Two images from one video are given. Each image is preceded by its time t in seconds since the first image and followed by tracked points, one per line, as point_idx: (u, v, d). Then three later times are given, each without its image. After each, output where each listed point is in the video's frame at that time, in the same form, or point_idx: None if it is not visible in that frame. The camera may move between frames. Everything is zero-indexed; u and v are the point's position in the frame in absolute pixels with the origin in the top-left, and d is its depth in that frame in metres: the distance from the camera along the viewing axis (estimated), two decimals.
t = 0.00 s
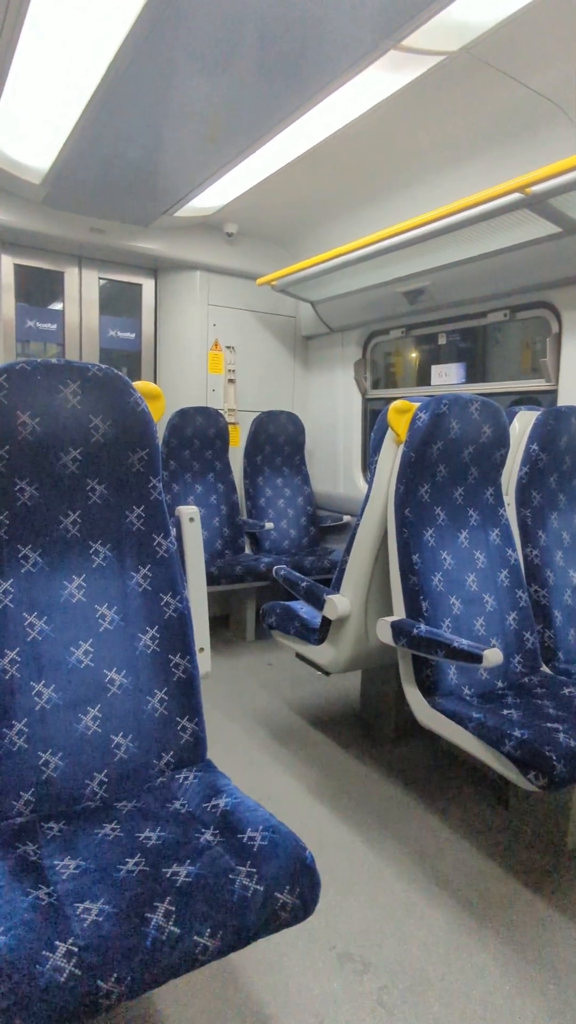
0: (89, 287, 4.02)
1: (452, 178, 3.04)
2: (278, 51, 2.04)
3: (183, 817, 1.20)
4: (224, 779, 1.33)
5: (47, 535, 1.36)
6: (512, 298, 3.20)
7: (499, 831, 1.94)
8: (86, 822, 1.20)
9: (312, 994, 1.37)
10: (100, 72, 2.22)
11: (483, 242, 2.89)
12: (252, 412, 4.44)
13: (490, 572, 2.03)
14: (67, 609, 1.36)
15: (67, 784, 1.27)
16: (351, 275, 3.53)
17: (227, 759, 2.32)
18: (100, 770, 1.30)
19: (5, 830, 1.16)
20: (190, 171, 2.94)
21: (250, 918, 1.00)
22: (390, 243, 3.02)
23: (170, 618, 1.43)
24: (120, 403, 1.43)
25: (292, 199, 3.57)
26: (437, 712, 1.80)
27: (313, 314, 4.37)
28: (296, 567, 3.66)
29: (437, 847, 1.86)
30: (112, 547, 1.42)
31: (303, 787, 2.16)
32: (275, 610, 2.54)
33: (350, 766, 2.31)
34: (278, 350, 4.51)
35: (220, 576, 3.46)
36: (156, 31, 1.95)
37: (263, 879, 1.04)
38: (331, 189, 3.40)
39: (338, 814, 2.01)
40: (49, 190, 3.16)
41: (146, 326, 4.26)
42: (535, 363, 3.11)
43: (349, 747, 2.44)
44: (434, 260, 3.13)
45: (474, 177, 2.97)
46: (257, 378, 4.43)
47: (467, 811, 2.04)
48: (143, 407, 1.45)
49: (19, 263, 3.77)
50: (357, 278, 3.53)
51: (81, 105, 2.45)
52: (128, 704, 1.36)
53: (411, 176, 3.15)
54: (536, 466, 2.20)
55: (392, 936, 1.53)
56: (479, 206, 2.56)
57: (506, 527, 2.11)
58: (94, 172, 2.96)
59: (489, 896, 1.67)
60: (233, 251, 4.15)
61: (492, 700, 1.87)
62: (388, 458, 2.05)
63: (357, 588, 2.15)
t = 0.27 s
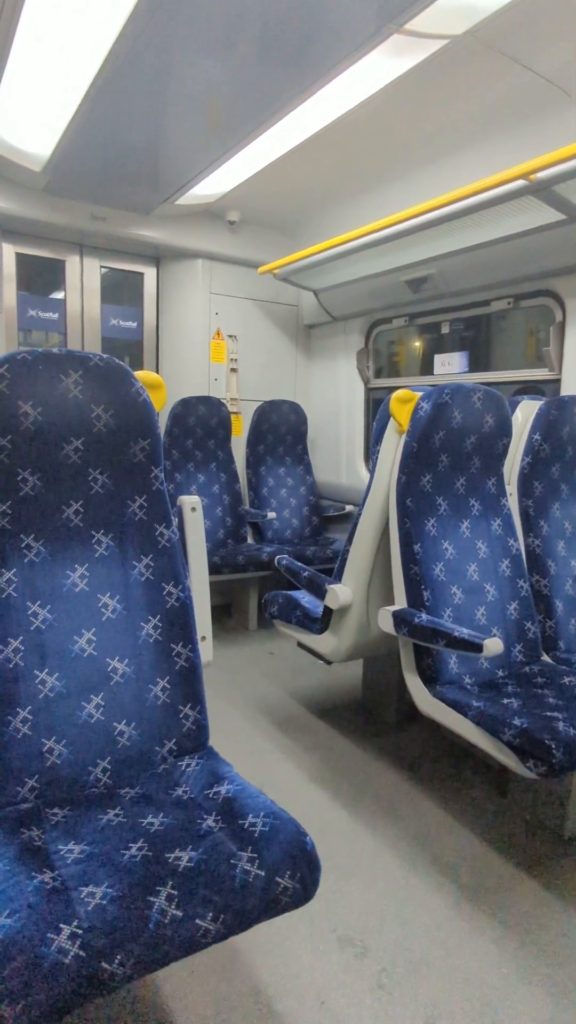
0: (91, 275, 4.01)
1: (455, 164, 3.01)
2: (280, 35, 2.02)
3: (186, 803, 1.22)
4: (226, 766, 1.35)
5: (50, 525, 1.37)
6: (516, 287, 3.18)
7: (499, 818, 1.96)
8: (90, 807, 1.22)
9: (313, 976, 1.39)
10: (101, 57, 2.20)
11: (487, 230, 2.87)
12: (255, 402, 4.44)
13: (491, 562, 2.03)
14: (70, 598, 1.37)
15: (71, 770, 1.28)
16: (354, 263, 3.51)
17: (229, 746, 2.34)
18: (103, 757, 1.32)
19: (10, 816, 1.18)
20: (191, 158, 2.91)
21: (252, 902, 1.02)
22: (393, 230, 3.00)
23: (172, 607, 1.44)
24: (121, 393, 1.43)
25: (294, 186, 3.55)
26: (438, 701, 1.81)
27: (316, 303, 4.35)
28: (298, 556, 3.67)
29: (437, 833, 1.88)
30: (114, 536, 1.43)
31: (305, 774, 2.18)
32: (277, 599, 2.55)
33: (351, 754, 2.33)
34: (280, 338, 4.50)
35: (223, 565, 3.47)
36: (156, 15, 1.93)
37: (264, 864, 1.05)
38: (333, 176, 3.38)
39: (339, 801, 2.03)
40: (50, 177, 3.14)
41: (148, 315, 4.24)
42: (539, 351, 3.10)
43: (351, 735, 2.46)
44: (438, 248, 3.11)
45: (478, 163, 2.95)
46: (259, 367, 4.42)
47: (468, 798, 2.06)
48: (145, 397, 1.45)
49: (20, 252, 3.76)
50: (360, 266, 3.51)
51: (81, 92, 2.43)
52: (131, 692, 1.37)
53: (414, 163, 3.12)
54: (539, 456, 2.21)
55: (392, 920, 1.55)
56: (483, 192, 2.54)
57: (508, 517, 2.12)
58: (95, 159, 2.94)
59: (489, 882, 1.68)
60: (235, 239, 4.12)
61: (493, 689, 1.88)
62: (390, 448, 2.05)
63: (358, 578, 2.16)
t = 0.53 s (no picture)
0: (95, 267, 4.00)
1: (461, 152, 2.99)
2: (284, 22, 2.00)
3: (192, 792, 1.23)
4: (231, 755, 1.36)
5: (56, 517, 1.38)
6: (522, 276, 3.16)
7: (503, 807, 1.97)
8: (98, 795, 1.23)
9: (318, 962, 1.41)
10: (102, 49, 2.20)
11: (493, 218, 2.85)
12: (259, 393, 4.43)
13: (496, 553, 2.03)
14: (76, 589, 1.38)
15: (79, 759, 1.30)
16: (359, 254, 3.49)
17: (235, 736, 2.35)
18: (110, 746, 1.33)
19: (19, 804, 1.19)
20: (195, 148, 2.90)
21: (257, 888, 1.03)
22: (398, 220, 2.99)
23: (178, 598, 1.45)
24: (126, 386, 1.43)
25: (298, 176, 3.53)
26: (442, 692, 1.82)
27: (320, 294, 4.33)
28: (303, 548, 3.68)
29: (442, 822, 1.89)
30: (120, 528, 1.44)
31: (310, 764, 2.19)
32: (282, 591, 2.56)
33: (356, 744, 2.34)
34: (285, 330, 4.48)
35: (228, 557, 3.48)
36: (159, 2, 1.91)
37: (270, 852, 1.06)
38: (338, 165, 3.36)
39: (344, 791, 2.04)
40: (53, 168, 3.13)
41: (152, 306, 4.24)
42: (545, 342, 3.08)
43: (356, 726, 2.47)
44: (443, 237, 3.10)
45: (483, 152, 2.92)
46: (263, 359, 4.41)
47: (472, 788, 2.07)
48: (149, 389, 1.46)
49: (24, 244, 3.76)
50: (365, 256, 3.50)
51: (85, 81, 2.42)
52: (137, 683, 1.38)
53: (419, 151, 3.10)
54: (544, 448, 2.20)
55: (396, 907, 1.56)
56: (489, 181, 2.52)
57: (512, 508, 2.11)
58: (98, 150, 2.92)
59: (493, 870, 1.70)
60: (239, 229, 4.11)
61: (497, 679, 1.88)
62: (394, 439, 2.05)
63: (363, 569, 2.16)
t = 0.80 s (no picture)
0: (98, 261, 4.00)
1: (466, 143, 2.97)
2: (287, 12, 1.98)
3: (198, 785, 1.23)
4: (236, 748, 1.36)
5: (61, 512, 1.38)
6: (527, 268, 3.14)
7: (508, 800, 1.97)
8: (104, 788, 1.24)
9: (324, 954, 1.41)
10: (103, 47, 2.22)
11: (499, 209, 2.83)
12: (264, 387, 4.42)
13: (501, 547, 2.03)
14: (82, 583, 1.38)
15: (85, 753, 1.30)
16: (363, 246, 3.48)
17: (240, 730, 2.36)
18: (116, 740, 1.33)
19: (26, 796, 1.20)
20: (198, 141, 2.89)
21: (263, 880, 1.03)
22: (403, 212, 2.97)
23: (183, 593, 1.45)
24: (130, 380, 1.43)
25: (302, 168, 3.51)
26: (447, 685, 1.82)
27: (324, 287, 4.31)
28: (308, 542, 3.68)
29: (447, 815, 1.90)
30: (124, 522, 1.44)
31: (315, 757, 2.20)
32: (287, 585, 2.56)
33: (361, 737, 2.34)
34: (289, 323, 4.47)
35: (233, 551, 3.48)
36: None
37: (275, 844, 1.07)
38: (342, 156, 3.33)
39: (349, 784, 2.05)
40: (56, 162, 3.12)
41: (156, 300, 4.23)
42: (551, 334, 3.06)
43: (361, 719, 2.47)
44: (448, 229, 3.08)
45: (488, 142, 2.90)
46: (268, 352, 4.40)
47: (478, 781, 2.07)
48: (153, 384, 1.46)
49: (28, 238, 3.75)
50: (369, 248, 3.48)
51: (87, 74, 2.41)
52: (143, 676, 1.39)
53: (424, 141, 3.07)
54: (550, 440, 2.19)
55: (401, 900, 1.57)
56: (494, 172, 2.50)
57: (518, 501, 2.11)
58: (101, 143, 2.91)
59: (499, 863, 1.70)
60: (243, 222, 4.09)
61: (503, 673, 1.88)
62: (399, 433, 2.04)
63: (368, 563, 2.16)
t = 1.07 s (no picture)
0: (101, 256, 3.99)
1: (471, 135, 2.95)
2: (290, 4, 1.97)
3: (203, 780, 1.24)
4: (241, 743, 1.36)
5: (65, 507, 1.38)
6: (532, 261, 3.12)
7: (512, 795, 1.97)
8: (110, 782, 1.24)
9: (328, 947, 1.42)
10: (101, 49, 2.25)
11: (503, 201, 2.81)
12: (267, 382, 4.41)
13: (506, 542, 2.02)
14: (86, 579, 1.38)
15: (91, 748, 1.31)
16: (366, 239, 3.46)
17: (245, 724, 2.37)
18: (121, 735, 1.34)
19: (32, 791, 1.20)
20: (201, 135, 2.88)
21: (268, 874, 1.04)
22: (407, 205, 2.96)
23: (187, 588, 1.46)
24: (133, 375, 1.43)
25: (305, 161, 3.49)
26: (452, 680, 1.82)
27: (328, 281, 4.30)
28: (312, 537, 3.68)
29: (452, 810, 1.90)
30: (129, 518, 1.44)
31: (320, 752, 2.20)
32: (292, 580, 2.56)
33: (365, 732, 2.35)
34: (292, 318, 4.46)
35: (237, 546, 3.48)
36: None
37: (280, 839, 1.07)
38: (345, 149, 3.32)
39: (353, 779, 2.05)
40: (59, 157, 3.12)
41: (159, 296, 4.23)
42: (556, 328, 3.05)
43: (365, 714, 2.48)
44: (453, 221, 3.06)
45: (493, 134, 2.88)
46: (271, 347, 4.39)
47: (483, 776, 2.07)
48: (157, 379, 1.45)
49: (31, 233, 3.75)
50: (373, 242, 3.46)
51: (88, 69, 2.41)
52: (148, 672, 1.39)
53: (428, 134, 3.06)
54: (555, 435, 2.19)
55: (406, 893, 1.58)
56: (499, 164, 2.49)
57: (523, 496, 2.10)
58: (103, 137, 2.90)
59: (503, 857, 1.70)
60: (246, 217, 4.08)
61: (507, 668, 1.88)
62: (403, 428, 2.04)
63: (372, 558, 2.16)
